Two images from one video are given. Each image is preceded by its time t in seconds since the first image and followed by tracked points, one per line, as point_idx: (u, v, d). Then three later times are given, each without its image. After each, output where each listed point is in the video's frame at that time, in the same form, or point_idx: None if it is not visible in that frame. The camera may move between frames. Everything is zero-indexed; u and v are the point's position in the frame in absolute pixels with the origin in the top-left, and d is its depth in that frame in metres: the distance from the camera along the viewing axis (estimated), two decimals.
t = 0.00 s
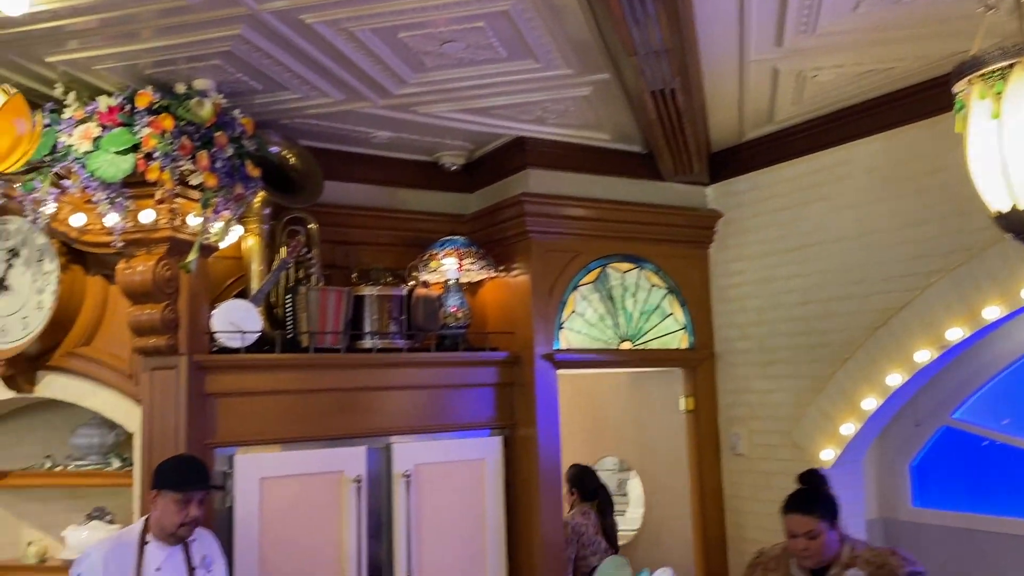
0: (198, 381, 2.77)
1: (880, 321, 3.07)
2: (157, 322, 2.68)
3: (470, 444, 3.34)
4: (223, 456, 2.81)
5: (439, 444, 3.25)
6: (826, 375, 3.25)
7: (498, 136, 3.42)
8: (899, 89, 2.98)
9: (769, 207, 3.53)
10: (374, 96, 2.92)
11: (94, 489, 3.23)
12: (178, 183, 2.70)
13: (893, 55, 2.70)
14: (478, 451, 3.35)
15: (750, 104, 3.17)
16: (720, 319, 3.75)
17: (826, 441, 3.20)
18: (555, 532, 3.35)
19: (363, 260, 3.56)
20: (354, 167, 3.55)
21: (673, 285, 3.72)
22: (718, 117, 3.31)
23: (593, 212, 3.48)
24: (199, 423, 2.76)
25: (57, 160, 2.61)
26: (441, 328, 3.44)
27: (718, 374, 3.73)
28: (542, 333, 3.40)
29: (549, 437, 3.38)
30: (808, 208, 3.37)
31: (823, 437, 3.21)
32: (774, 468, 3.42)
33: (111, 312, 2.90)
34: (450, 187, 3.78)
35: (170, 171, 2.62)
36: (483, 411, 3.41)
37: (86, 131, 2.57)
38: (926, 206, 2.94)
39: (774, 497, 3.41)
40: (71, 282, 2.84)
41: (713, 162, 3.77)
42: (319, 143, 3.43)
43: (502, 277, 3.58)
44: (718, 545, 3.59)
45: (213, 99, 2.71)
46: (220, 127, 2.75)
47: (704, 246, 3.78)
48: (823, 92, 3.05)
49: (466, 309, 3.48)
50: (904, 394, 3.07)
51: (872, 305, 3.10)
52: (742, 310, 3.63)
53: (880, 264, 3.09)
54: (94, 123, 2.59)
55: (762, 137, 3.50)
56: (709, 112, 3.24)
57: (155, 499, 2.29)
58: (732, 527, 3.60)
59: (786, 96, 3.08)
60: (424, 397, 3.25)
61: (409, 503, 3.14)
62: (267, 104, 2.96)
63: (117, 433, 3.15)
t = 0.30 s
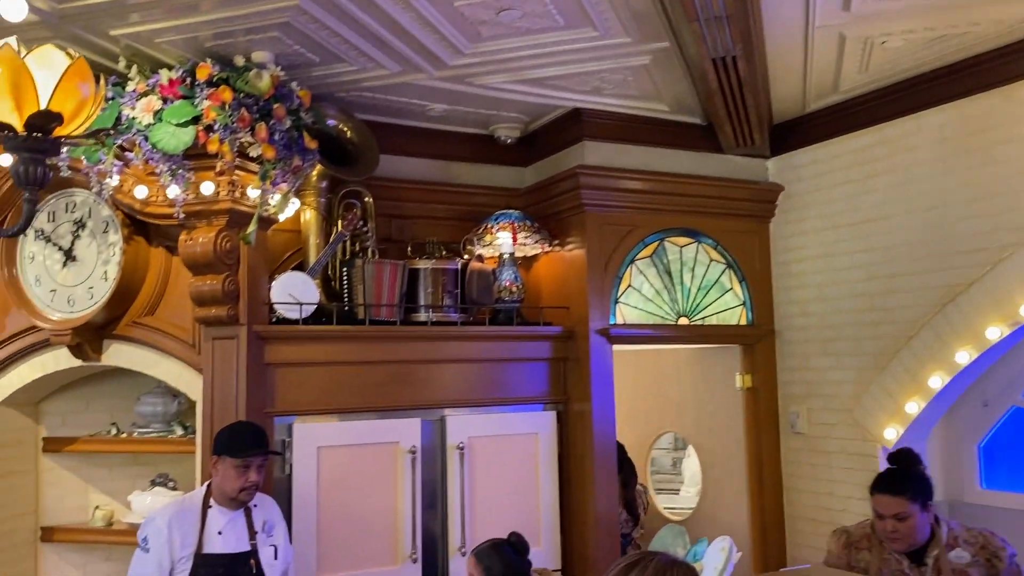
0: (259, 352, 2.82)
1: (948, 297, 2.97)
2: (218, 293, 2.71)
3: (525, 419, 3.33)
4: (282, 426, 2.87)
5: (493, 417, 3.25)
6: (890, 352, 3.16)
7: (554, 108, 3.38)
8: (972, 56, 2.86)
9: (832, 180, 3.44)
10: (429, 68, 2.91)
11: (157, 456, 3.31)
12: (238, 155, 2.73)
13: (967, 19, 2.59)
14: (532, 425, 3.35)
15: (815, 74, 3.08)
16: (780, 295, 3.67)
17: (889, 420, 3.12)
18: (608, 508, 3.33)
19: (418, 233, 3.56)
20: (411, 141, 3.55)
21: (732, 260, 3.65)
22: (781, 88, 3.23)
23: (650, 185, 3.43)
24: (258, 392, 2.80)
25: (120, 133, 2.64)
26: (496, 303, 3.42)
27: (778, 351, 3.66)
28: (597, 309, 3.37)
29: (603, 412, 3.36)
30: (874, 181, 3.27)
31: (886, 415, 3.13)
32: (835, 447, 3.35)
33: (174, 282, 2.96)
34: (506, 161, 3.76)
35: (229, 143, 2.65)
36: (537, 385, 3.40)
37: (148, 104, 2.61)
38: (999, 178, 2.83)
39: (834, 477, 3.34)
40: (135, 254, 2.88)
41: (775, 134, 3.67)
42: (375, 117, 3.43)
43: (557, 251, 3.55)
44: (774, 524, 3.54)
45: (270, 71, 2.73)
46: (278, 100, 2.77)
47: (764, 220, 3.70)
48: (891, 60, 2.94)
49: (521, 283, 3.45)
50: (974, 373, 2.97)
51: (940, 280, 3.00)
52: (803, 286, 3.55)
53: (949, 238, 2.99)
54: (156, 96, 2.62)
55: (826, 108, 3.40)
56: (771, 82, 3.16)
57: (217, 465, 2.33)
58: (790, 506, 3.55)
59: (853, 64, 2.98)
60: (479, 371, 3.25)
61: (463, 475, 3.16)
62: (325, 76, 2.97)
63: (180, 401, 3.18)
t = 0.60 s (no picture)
0: (310, 330, 2.84)
1: (1014, 279, 2.89)
2: (271, 271, 2.74)
3: (574, 401, 3.31)
4: (334, 404, 2.89)
5: (542, 398, 3.24)
6: (951, 336, 3.08)
7: (605, 87, 3.34)
8: None
9: (891, 159, 3.35)
10: (480, 46, 2.89)
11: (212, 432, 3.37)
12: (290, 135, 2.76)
13: None
14: (582, 407, 3.32)
15: (875, 49, 2.99)
16: (836, 278, 3.59)
17: (949, 406, 3.04)
18: (658, 492, 3.30)
19: (467, 214, 3.55)
20: (460, 121, 3.54)
21: (787, 241, 3.58)
22: (839, 64, 3.14)
23: (704, 164, 3.37)
24: (310, 369, 2.83)
25: (175, 113, 2.66)
26: (545, 284, 3.39)
27: (832, 334, 3.58)
28: (648, 290, 3.33)
29: (653, 396, 3.32)
30: (935, 159, 3.17)
31: (947, 401, 3.05)
32: (892, 433, 3.28)
33: (228, 261, 3.00)
34: (556, 141, 3.73)
35: (282, 122, 2.67)
36: (586, 367, 3.37)
37: (202, 83, 2.64)
38: None
39: (891, 463, 3.27)
40: (190, 233, 2.92)
41: (831, 113, 3.58)
42: (426, 96, 3.43)
43: (607, 232, 3.52)
44: (828, 510, 3.47)
45: (322, 50, 2.73)
46: (329, 78, 2.78)
47: (820, 201, 3.62)
48: (956, 33, 2.84)
49: (570, 264, 3.44)
50: None
51: (1005, 262, 2.91)
52: (860, 268, 3.47)
53: (1016, 219, 2.89)
54: (210, 76, 2.65)
55: (885, 85, 3.31)
56: (830, 58, 3.08)
57: (274, 443, 2.34)
58: (844, 492, 3.48)
59: (916, 39, 2.89)
60: (528, 352, 3.24)
61: (511, 455, 3.15)
62: (375, 55, 2.97)
63: (234, 378, 3.23)
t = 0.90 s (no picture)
0: (357, 318, 2.87)
1: None
2: (319, 260, 2.76)
3: (620, 392, 3.29)
4: (380, 391, 2.91)
5: (587, 388, 3.22)
6: (1011, 327, 2.99)
7: (652, 74, 3.31)
8: None
9: (948, 146, 3.26)
10: (526, 33, 2.88)
11: (261, 418, 3.42)
12: (338, 123, 2.77)
13: None
14: (628, 397, 3.30)
15: (933, 32, 2.91)
16: (889, 269, 3.52)
17: (1008, 400, 2.96)
18: (705, 483, 3.26)
19: (512, 203, 3.54)
20: (505, 110, 3.54)
21: (838, 231, 3.51)
22: (894, 48, 3.07)
23: (753, 153, 3.32)
24: (357, 357, 2.86)
25: (226, 102, 2.70)
26: (591, 273, 3.38)
27: (885, 326, 3.51)
28: (695, 281, 3.29)
29: (701, 387, 3.29)
30: (995, 146, 3.08)
31: (1006, 394, 2.97)
32: (947, 427, 3.20)
33: (277, 250, 3.04)
34: (602, 130, 3.70)
35: (330, 111, 2.70)
36: (633, 357, 3.35)
37: (252, 73, 2.66)
38: None
39: (947, 458, 3.19)
40: (241, 223, 2.96)
41: (885, 99, 3.50)
42: (472, 85, 3.43)
43: (654, 222, 3.48)
44: (879, 505, 3.40)
45: (370, 38, 2.76)
46: (377, 67, 2.79)
47: (873, 190, 3.54)
48: (1019, 15, 2.75)
49: (616, 254, 3.41)
50: None
51: None
52: (915, 258, 3.39)
53: None
54: (260, 66, 2.67)
55: (942, 70, 3.22)
56: (885, 42, 3.00)
57: (325, 428, 2.36)
58: (896, 487, 3.41)
59: (976, 20, 2.81)
60: (573, 341, 3.23)
61: (556, 445, 3.14)
62: (421, 44, 2.98)
63: (283, 365, 3.28)
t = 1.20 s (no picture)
0: (394, 319, 2.87)
1: None
2: (356, 261, 2.77)
3: (658, 396, 3.25)
4: (416, 392, 2.91)
5: (624, 391, 3.19)
6: None
7: (691, 74, 3.28)
8: None
9: (997, 146, 3.18)
10: (563, 34, 2.86)
11: (299, 419, 3.44)
12: (375, 125, 2.78)
13: None
14: (666, 401, 3.26)
15: (981, 28, 2.84)
16: (935, 272, 3.44)
17: None
18: (744, 489, 3.20)
19: (549, 205, 3.53)
20: (542, 112, 3.53)
21: (882, 233, 3.44)
22: (940, 46, 3.00)
23: (794, 153, 3.27)
24: (393, 358, 2.86)
25: (265, 104, 2.73)
26: (628, 276, 3.35)
27: (931, 331, 3.43)
28: (734, 283, 3.25)
29: (740, 392, 3.24)
30: None
31: None
32: (995, 434, 3.12)
33: (315, 252, 3.05)
34: (639, 131, 3.66)
35: (367, 113, 2.70)
36: (671, 361, 3.31)
37: (291, 76, 2.69)
38: None
39: (995, 466, 3.11)
40: (279, 224, 2.98)
41: (931, 99, 3.42)
42: (509, 87, 3.43)
43: (693, 223, 3.44)
44: (924, 514, 3.32)
45: (407, 40, 2.76)
46: (414, 68, 2.79)
47: (918, 191, 3.47)
48: None
49: (653, 256, 3.37)
50: None
51: None
52: (961, 261, 3.31)
53: None
54: (298, 68, 2.70)
55: (990, 68, 3.14)
56: (931, 39, 2.94)
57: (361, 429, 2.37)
58: (942, 496, 3.33)
59: None
60: (610, 343, 3.20)
61: (593, 448, 3.11)
62: (458, 46, 2.98)
63: (320, 366, 3.29)
